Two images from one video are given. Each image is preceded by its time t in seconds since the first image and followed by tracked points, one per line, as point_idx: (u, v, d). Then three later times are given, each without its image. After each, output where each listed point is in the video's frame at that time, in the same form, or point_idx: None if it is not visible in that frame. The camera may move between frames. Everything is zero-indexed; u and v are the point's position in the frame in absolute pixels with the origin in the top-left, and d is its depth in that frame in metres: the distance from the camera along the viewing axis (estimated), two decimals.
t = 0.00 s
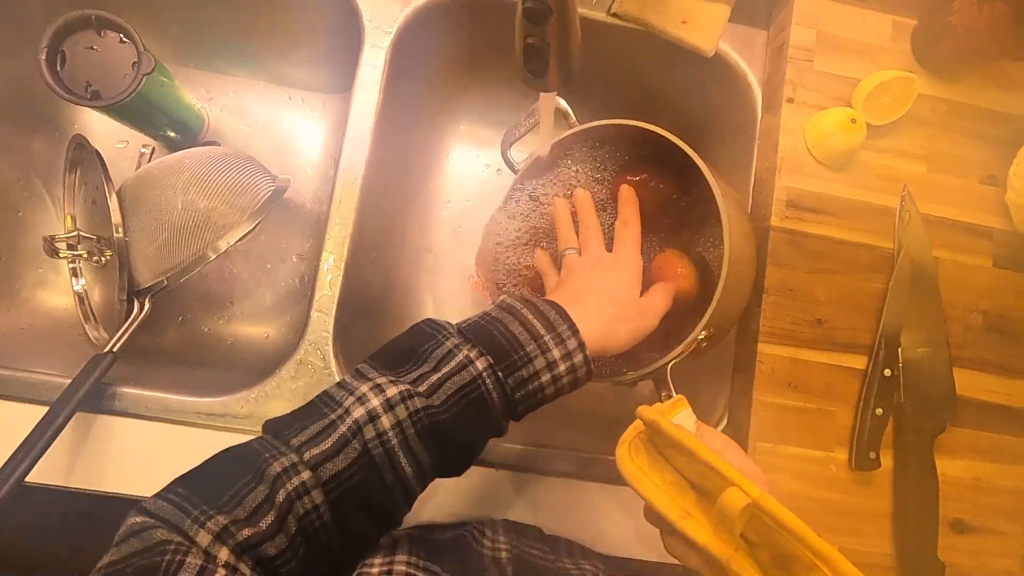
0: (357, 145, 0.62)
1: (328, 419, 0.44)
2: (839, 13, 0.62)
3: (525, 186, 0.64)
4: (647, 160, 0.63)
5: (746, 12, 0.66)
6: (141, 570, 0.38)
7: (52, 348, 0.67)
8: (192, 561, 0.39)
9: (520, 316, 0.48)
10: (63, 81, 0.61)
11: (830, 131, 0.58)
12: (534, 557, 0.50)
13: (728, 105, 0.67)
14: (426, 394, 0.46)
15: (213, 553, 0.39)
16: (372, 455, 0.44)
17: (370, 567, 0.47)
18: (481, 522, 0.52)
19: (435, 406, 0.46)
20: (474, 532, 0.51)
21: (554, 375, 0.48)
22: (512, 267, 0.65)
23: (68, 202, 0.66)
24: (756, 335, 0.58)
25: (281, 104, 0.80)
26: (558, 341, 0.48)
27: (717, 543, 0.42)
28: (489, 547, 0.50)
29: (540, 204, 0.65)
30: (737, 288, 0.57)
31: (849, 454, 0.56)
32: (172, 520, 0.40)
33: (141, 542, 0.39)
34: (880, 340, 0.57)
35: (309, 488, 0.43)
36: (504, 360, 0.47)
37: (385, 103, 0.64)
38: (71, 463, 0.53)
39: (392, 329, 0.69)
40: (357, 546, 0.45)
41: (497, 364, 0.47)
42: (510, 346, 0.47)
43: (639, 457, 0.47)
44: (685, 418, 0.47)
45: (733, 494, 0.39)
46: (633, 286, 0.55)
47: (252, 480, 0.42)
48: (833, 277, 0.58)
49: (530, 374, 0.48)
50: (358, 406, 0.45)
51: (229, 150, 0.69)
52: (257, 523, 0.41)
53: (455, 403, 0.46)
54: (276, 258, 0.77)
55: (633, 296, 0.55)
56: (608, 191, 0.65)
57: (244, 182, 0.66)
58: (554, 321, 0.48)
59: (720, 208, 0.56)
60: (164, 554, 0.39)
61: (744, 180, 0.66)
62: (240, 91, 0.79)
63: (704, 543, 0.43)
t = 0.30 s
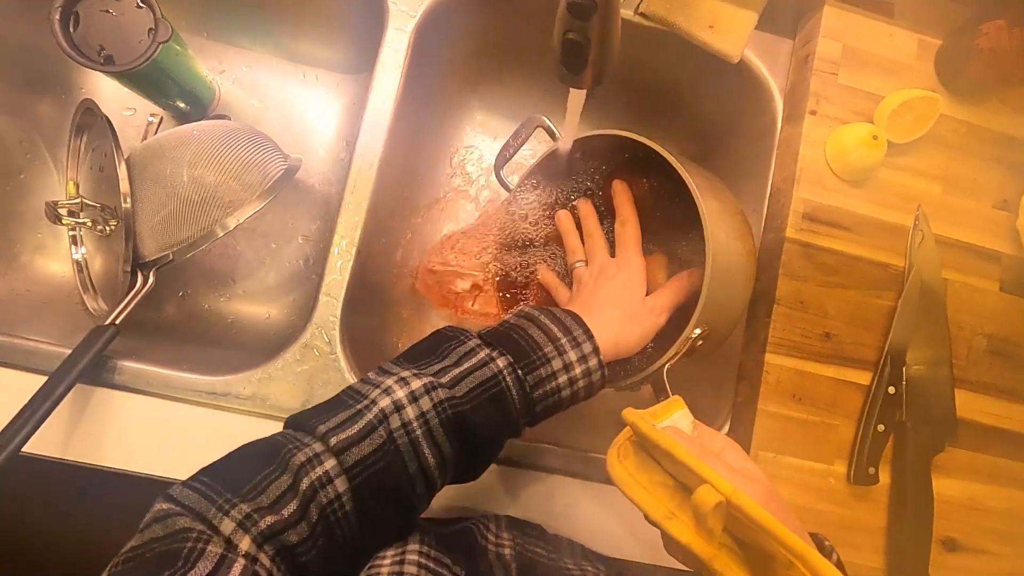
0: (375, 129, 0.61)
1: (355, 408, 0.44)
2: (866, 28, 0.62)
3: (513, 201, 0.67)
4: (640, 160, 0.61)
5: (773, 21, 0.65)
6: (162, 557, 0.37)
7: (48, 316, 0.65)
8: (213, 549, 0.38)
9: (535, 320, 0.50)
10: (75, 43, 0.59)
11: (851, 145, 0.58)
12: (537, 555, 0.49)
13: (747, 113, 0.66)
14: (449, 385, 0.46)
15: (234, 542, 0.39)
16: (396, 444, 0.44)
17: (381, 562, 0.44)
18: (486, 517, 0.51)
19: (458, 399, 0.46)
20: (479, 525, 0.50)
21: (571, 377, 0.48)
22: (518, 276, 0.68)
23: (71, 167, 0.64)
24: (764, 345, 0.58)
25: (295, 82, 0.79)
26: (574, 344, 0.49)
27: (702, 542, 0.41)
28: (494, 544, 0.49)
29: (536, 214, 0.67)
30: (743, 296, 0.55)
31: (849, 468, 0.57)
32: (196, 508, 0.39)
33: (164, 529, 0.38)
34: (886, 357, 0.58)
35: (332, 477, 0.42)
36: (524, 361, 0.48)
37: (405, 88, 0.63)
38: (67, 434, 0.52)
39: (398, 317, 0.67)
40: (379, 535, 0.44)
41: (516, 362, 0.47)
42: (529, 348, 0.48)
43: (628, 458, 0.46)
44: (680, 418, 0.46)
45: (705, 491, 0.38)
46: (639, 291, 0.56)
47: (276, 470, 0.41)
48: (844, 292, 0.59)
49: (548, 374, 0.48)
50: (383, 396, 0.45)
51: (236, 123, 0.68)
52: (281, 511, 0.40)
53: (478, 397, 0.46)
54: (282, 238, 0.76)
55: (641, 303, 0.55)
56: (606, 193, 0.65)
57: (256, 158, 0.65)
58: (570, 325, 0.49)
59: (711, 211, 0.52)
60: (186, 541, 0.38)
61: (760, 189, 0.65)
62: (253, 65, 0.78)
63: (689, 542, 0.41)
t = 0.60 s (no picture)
0: (379, 109, 0.60)
1: (373, 401, 0.44)
2: (878, 24, 0.62)
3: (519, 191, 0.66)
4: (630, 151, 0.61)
5: (784, 13, 0.64)
6: (181, 542, 0.36)
7: (33, 292, 0.63)
8: (230, 538, 0.37)
9: (547, 325, 0.50)
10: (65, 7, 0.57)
11: (859, 143, 0.58)
12: (538, 548, 0.49)
13: (755, 106, 0.65)
14: (466, 381, 0.46)
15: (249, 531, 0.38)
16: (413, 437, 0.44)
17: (392, 556, 0.44)
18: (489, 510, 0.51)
19: (475, 395, 0.46)
20: (480, 518, 0.50)
21: (583, 380, 0.48)
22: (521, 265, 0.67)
23: (59, 138, 0.62)
24: (765, 340, 0.58)
25: (294, 59, 0.77)
26: (589, 348, 0.49)
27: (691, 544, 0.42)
28: (496, 537, 0.49)
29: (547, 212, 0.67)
30: (754, 289, 0.53)
31: (844, 464, 0.57)
32: (212, 497, 0.38)
33: (182, 516, 0.37)
34: (884, 355, 0.58)
35: (347, 470, 0.42)
36: (538, 360, 0.48)
37: (410, 68, 0.62)
38: (56, 414, 0.51)
39: (397, 301, 0.66)
40: (390, 531, 0.44)
41: (531, 363, 0.48)
42: (541, 347, 0.49)
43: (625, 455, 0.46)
44: (683, 412, 0.46)
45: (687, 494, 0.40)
46: (650, 291, 0.56)
47: (292, 461, 0.41)
48: (845, 290, 0.59)
49: (561, 377, 0.48)
50: (402, 390, 0.45)
51: (234, 99, 0.66)
52: (296, 502, 0.40)
53: (494, 395, 0.46)
54: (277, 219, 0.74)
55: (650, 301, 0.55)
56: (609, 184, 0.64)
57: (253, 136, 0.63)
58: (586, 331, 0.50)
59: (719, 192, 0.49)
60: (202, 529, 0.37)
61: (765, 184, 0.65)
62: (251, 40, 0.76)
63: (678, 543, 0.42)
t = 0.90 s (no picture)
0: (380, 97, 0.59)
1: (378, 391, 0.45)
2: (878, 21, 0.62)
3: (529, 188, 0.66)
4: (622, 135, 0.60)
5: (785, 9, 0.65)
6: (188, 532, 0.36)
7: (23, 278, 0.62)
8: (238, 527, 0.37)
9: (557, 315, 0.50)
10: None
11: (858, 138, 0.59)
12: (540, 545, 0.49)
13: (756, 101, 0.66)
14: (471, 373, 0.46)
15: (257, 521, 0.38)
16: (418, 429, 0.45)
17: (398, 547, 0.46)
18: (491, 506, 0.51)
19: (480, 386, 0.46)
20: (482, 514, 0.50)
21: (591, 372, 0.49)
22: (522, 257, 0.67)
23: (52, 122, 0.61)
24: (762, 334, 0.59)
25: (292, 46, 0.76)
26: (596, 339, 0.49)
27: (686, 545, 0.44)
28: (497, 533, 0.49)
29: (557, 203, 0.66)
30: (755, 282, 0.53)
31: (838, 456, 0.58)
32: (220, 487, 0.39)
33: (189, 504, 0.38)
34: (879, 349, 0.59)
35: (352, 461, 0.42)
36: (545, 351, 0.48)
37: (412, 57, 0.61)
38: (49, 401, 0.50)
39: (394, 291, 0.66)
40: (397, 522, 0.45)
41: (537, 354, 0.48)
42: (548, 339, 0.49)
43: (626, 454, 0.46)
44: (693, 408, 0.45)
45: (668, 504, 0.41)
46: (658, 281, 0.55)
47: (297, 452, 0.41)
48: (842, 284, 0.60)
49: (568, 368, 0.49)
50: (408, 380, 0.45)
51: (232, 85, 0.64)
52: (302, 492, 0.40)
53: (499, 386, 0.47)
54: (273, 208, 0.74)
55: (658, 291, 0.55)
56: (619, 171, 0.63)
57: (251, 123, 0.62)
58: (593, 322, 0.50)
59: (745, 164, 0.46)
60: (211, 517, 0.37)
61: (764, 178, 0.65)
62: (249, 26, 0.75)
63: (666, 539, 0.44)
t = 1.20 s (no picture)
0: (379, 87, 0.59)
1: (384, 385, 0.45)
2: (872, 18, 0.63)
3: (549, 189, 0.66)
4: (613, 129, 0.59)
5: (781, 5, 0.65)
6: (199, 523, 0.37)
7: (11, 267, 0.61)
8: (248, 518, 0.38)
9: (562, 310, 0.50)
10: None
11: (853, 133, 0.59)
12: (541, 546, 0.49)
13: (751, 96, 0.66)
14: (476, 366, 0.46)
15: (266, 513, 0.39)
16: (423, 423, 0.45)
17: (404, 542, 0.45)
18: (495, 506, 0.50)
19: (485, 379, 0.46)
20: (486, 512, 0.49)
21: (595, 365, 0.49)
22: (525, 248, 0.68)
23: (41, 109, 0.60)
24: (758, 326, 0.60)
25: (287, 36, 0.75)
26: (600, 332, 0.49)
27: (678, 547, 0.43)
28: (499, 533, 0.48)
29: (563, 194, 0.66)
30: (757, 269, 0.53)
31: (832, 446, 0.59)
32: (228, 479, 0.39)
33: (199, 497, 0.38)
34: (872, 340, 0.60)
35: (359, 454, 0.43)
36: (550, 343, 0.48)
37: (411, 46, 0.61)
38: (41, 392, 0.49)
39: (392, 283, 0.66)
40: (403, 516, 0.46)
41: (542, 347, 0.48)
42: (552, 332, 0.49)
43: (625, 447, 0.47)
44: (693, 402, 0.46)
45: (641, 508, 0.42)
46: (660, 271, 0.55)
47: (305, 445, 0.41)
48: (836, 277, 0.60)
49: (573, 361, 0.49)
50: (413, 374, 0.45)
51: (228, 73, 0.64)
52: (310, 485, 0.41)
53: (503, 379, 0.47)
54: (268, 199, 0.73)
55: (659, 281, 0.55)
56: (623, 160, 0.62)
57: (246, 112, 0.60)
58: (597, 316, 0.50)
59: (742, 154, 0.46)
60: (221, 509, 0.38)
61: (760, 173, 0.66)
62: (243, 15, 0.74)
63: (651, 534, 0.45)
